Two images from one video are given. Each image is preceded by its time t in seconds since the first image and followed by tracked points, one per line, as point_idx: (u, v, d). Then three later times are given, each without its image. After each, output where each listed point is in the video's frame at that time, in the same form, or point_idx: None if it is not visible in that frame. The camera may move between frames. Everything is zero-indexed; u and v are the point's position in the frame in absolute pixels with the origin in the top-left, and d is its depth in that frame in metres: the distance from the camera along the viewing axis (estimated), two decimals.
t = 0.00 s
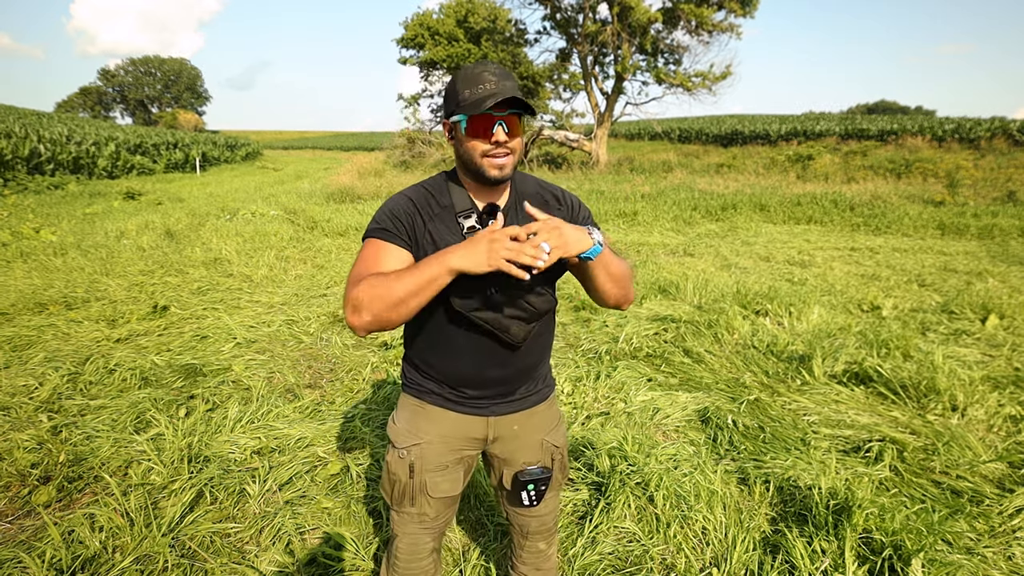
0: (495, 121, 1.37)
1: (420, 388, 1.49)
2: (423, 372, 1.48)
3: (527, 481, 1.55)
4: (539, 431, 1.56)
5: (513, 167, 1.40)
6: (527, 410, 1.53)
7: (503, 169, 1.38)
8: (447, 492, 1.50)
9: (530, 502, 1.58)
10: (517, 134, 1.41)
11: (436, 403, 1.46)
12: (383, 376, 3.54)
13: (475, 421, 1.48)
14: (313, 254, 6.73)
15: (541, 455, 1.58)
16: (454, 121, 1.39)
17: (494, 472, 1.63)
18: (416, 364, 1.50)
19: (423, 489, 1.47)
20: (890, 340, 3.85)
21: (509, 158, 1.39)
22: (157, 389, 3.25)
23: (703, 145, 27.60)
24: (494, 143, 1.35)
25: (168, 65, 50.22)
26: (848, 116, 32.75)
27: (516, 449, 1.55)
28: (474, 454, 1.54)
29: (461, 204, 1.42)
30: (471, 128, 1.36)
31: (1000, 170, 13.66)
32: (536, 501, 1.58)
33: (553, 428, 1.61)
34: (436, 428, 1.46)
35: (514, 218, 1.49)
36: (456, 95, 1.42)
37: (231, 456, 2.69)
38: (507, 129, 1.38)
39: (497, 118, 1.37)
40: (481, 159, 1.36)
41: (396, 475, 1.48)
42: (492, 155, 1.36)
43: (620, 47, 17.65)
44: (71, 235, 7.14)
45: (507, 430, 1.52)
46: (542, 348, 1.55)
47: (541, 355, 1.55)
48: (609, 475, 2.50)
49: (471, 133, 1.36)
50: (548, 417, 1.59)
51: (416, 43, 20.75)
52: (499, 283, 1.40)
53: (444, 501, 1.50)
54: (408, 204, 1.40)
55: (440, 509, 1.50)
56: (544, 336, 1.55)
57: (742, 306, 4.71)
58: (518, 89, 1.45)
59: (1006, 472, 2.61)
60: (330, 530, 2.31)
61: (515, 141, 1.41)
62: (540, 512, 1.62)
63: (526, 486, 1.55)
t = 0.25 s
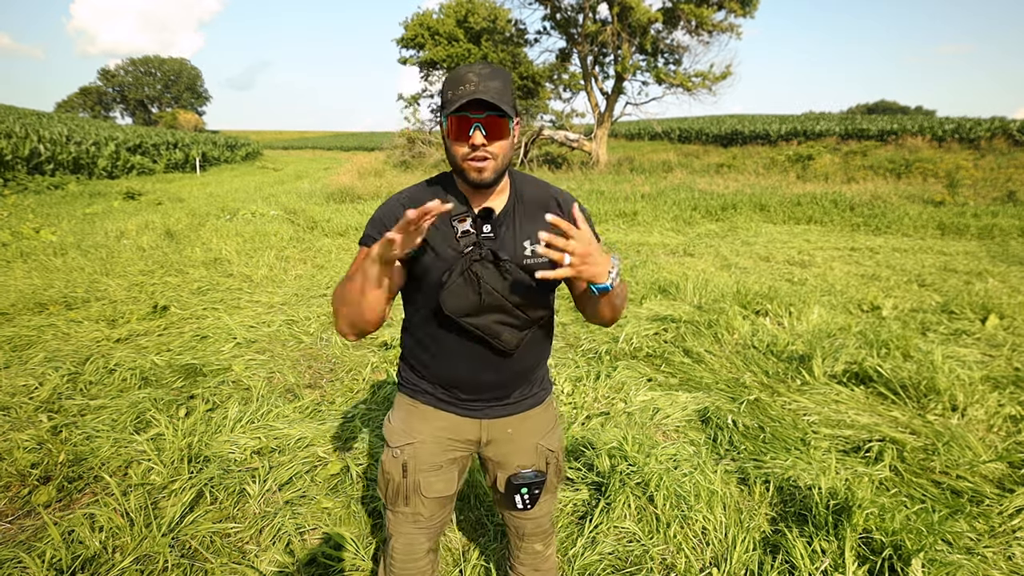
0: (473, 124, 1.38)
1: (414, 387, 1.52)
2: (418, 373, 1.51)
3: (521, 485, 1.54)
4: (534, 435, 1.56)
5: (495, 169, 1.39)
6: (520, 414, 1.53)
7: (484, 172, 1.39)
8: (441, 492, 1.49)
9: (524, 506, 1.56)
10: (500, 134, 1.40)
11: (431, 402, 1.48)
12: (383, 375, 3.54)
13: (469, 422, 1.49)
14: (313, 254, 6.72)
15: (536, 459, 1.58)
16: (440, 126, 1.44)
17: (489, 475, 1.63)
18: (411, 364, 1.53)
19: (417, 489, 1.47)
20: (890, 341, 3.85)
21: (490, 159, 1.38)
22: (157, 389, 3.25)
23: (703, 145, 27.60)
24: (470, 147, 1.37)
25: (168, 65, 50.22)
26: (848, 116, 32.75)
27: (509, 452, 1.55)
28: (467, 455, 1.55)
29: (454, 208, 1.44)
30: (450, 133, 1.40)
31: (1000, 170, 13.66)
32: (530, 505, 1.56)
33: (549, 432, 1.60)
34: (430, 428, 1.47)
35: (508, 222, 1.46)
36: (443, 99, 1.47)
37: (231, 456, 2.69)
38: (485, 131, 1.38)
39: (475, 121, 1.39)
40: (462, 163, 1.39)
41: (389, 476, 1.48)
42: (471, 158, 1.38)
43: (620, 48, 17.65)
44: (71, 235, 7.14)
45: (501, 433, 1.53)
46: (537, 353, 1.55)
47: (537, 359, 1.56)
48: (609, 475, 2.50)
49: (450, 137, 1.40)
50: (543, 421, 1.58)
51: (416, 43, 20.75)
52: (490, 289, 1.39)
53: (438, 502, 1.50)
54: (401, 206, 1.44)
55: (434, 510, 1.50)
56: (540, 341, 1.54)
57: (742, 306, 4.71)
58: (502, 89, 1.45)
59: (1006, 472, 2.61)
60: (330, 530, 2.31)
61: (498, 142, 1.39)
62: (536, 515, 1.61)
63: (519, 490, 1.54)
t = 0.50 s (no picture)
0: (455, 130, 1.38)
1: (401, 391, 1.57)
2: (403, 377, 1.57)
3: (509, 490, 1.52)
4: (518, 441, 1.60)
5: (476, 177, 1.39)
6: (504, 421, 1.57)
7: (466, 179, 1.38)
8: (429, 495, 1.51)
9: (514, 510, 1.55)
10: (485, 140, 1.40)
11: (417, 406, 1.53)
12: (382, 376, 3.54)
13: (454, 426, 1.53)
14: (313, 254, 6.72)
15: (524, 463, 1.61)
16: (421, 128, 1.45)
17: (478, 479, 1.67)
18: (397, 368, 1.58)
19: (405, 492, 1.49)
20: (890, 340, 3.85)
21: (472, 167, 1.38)
22: (157, 389, 3.25)
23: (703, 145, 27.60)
24: (453, 153, 1.37)
25: (168, 65, 50.23)
26: (849, 116, 32.74)
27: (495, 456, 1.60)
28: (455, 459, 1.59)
29: (433, 216, 1.43)
30: (432, 137, 1.40)
31: (1000, 170, 13.66)
32: (521, 510, 1.55)
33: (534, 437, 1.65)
34: (416, 430, 1.52)
35: (487, 235, 1.45)
36: (424, 101, 1.47)
37: (231, 456, 2.69)
38: (468, 137, 1.38)
39: (457, 126, 1.39)
40: (442, 169, 1.38)
41: (377, 478, 1.50)
42: (452, 165, 1.38)
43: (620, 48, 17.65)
44: (71, 235, 7.14)
45: (486, 439, 1.57)
46: (519, 364, 1.55)
47: (519, 369, 1.56)
48: (609, 474, 2.50)
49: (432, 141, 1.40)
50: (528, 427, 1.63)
51: (416, 43, 20.75)
52: (462, 305, 1.38)
53: (427, 505, 1.51)
54: (383, 215, 1.47)
55: (424, 513, 1.51)
56: (521, 355, 1.54)
57: (742, 305, 4.71)
58: (486, 93, 1.44)
59: (1007, 472, 2.61)
60: (331, 530, 2.31)
61: (482, 149, 1.39)
62: (529, 519, 1.62)
63: (509, 495, 1.53)
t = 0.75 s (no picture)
0: (438, 135, 1.35)
1: (371, 395, 1.58)
2: (372, 379, 1.57)
3: (483, 492, 1.60)
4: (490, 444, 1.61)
5: (457, 184, 1.35)
6: (474, 425, 1.57)
7: (449, 185, 1.35)
8: (403, 497, 1.53)
9: (491, 512, 1.60)
10: (465, 146, 1.38)
11: (386, 410, 1.54)
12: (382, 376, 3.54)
13: (425, 430, 1.54)
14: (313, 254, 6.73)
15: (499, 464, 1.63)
16: (398, 133, 1.40)
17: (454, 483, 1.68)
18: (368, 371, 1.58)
19: (378, 495, 1.50)
20: (890, 340, 3.85)
21: (455, 172, 1.35)
22: (157, 389, 3.25)
23: (703, 145, 27.61)
24: (437, 159, 1.33)
25: (168, 65, 50.24)
26: (849, 115, 32.76)
27: (469, 457, 1.61)
28: (428, 461, 1.60)
29: (401, 224, 1.38)
30: (412, 142, 1.36)
31: (1000, 170, 13.67)
32: (498, 511, 1.61)
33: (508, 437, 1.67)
34: (385, 433, 1.53)
35: (453, 244, 1.40)
36: (399, 104, 1.42)
37: (231, 456, 2.69)
38: (451, 143, 1.35)
39: (441, 132, 1.36)
40: (423, 176, 1.34)
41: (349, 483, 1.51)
42: (434, 171, 1.34)
43: (620, 48, 17.65)
44: (71, 235, 7.14)
45: (457, 442, 1.58)
46: (487, 374, 1.53)
47: (488, 378, 1.54)
48: (609, 475, 2.50)
49: (412, 146, 1.36)
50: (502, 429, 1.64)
51: (416, 43, 20.76)
52: (423, 319, 1.36)
53: (403, 508, 1.52)
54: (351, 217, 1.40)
55: (400, 516, 1.52)
56: (488, 365, 1.52)
57: (742, 305, 4.71)
58: (467, 97, 1.42)
59: (1006, 472, 2.61)
60: (330, 530, 2.31)
61: (463, 155, 1.36)
62: (512, 520, 1.63)
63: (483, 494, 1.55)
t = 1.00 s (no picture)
0: (419, 128, 1.35)
1: (353, 406, 1.51)
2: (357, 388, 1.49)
3: (476, 491, 1.56)
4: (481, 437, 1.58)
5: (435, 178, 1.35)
6: (468, 419, 1.55)
7: (427, 177, 1.34)
8: (396, 506, 1.50)
9: (485, 510, 1.58)
10: (442, 141, 1.39)
11: (371, 418, 1.48)
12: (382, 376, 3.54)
13: (413, 434, 1.49)
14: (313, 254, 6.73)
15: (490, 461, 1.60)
16: (374, 123, 1.38)
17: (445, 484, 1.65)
18: (349, 380, 1.50)
19: (371, 507, 1.48)
20: (890, 341, 3.85)
21: (433, 166, 1.35)
22: (157, 389, 3.25)
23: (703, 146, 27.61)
24: (416, 152, 1.33)
25: (168, 65, 50.27)
26: (849, 116, 32.77)
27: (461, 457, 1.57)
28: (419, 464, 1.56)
29: (378, 219, 1.35)
30: (391, 134, 1.35)
31: (1000, 170, 13.67)
32: (492, 510, 1.58)
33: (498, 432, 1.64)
34: (371, 443, 1.48)
35: (437, 228, 1.42)
36: (378, 94, 1.40)
37: (231, 456, 2.69)
38: (430, 137, 1.35)
39: (421, 124, 1.36)
40: (403, 166, 1.33)
41: (340, 498, 1.49)
42: (414, 163, 1.33)
43: (620, 48, 17.65)
44: (71, 235, 7.14)
45: (448, 441, 1.53)
46: (478, 358, 1.54)
47: (478, 365, 1.55)
48: (609, 475, 2.50)
49: (390, 138, 1.35)
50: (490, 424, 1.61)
51: (416, 43, 20.76)
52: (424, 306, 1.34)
53: (396, 515, 1.51)
54: (321, 218, 1.34)
55: (394, 523, 1.50)
56: (478, 349, 1.54)
57: (742, 306, 4.71)
58: (446, 91, 1.43)
59: (1006, 472, 2.61)
60: (330, 530, 2.31)
61: (440, 149, 1.37)
62: (502, 518, 1.62)
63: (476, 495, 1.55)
